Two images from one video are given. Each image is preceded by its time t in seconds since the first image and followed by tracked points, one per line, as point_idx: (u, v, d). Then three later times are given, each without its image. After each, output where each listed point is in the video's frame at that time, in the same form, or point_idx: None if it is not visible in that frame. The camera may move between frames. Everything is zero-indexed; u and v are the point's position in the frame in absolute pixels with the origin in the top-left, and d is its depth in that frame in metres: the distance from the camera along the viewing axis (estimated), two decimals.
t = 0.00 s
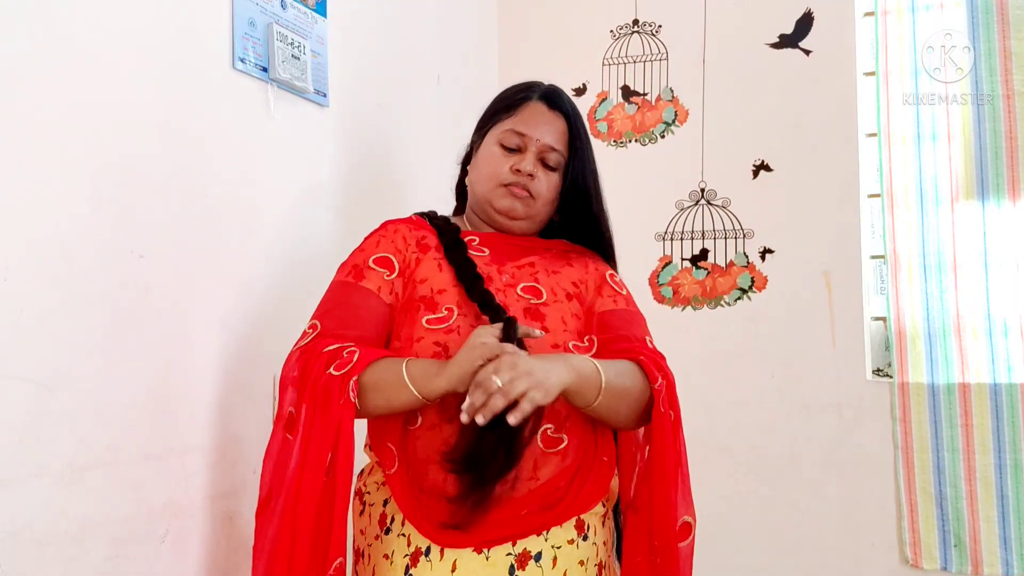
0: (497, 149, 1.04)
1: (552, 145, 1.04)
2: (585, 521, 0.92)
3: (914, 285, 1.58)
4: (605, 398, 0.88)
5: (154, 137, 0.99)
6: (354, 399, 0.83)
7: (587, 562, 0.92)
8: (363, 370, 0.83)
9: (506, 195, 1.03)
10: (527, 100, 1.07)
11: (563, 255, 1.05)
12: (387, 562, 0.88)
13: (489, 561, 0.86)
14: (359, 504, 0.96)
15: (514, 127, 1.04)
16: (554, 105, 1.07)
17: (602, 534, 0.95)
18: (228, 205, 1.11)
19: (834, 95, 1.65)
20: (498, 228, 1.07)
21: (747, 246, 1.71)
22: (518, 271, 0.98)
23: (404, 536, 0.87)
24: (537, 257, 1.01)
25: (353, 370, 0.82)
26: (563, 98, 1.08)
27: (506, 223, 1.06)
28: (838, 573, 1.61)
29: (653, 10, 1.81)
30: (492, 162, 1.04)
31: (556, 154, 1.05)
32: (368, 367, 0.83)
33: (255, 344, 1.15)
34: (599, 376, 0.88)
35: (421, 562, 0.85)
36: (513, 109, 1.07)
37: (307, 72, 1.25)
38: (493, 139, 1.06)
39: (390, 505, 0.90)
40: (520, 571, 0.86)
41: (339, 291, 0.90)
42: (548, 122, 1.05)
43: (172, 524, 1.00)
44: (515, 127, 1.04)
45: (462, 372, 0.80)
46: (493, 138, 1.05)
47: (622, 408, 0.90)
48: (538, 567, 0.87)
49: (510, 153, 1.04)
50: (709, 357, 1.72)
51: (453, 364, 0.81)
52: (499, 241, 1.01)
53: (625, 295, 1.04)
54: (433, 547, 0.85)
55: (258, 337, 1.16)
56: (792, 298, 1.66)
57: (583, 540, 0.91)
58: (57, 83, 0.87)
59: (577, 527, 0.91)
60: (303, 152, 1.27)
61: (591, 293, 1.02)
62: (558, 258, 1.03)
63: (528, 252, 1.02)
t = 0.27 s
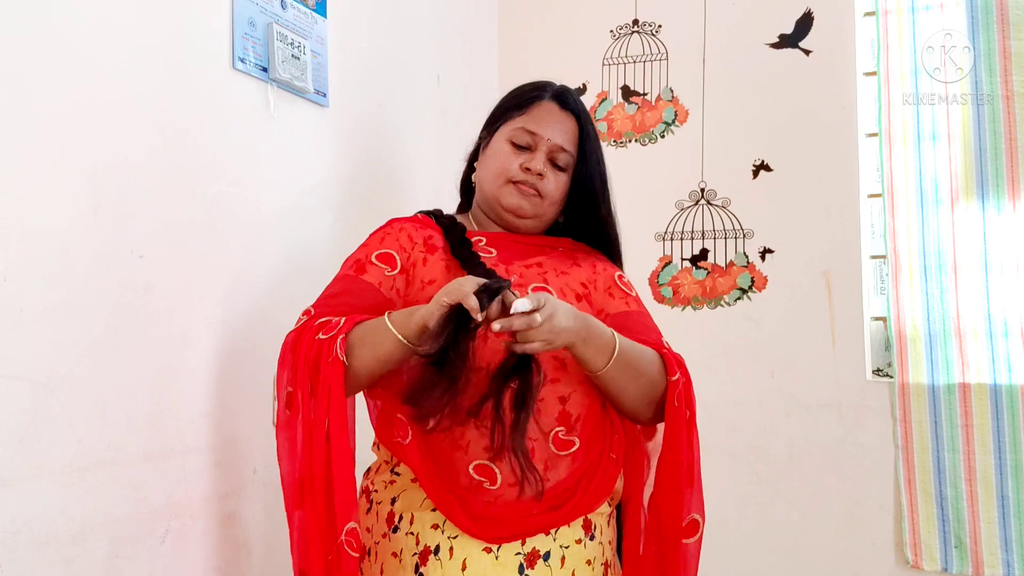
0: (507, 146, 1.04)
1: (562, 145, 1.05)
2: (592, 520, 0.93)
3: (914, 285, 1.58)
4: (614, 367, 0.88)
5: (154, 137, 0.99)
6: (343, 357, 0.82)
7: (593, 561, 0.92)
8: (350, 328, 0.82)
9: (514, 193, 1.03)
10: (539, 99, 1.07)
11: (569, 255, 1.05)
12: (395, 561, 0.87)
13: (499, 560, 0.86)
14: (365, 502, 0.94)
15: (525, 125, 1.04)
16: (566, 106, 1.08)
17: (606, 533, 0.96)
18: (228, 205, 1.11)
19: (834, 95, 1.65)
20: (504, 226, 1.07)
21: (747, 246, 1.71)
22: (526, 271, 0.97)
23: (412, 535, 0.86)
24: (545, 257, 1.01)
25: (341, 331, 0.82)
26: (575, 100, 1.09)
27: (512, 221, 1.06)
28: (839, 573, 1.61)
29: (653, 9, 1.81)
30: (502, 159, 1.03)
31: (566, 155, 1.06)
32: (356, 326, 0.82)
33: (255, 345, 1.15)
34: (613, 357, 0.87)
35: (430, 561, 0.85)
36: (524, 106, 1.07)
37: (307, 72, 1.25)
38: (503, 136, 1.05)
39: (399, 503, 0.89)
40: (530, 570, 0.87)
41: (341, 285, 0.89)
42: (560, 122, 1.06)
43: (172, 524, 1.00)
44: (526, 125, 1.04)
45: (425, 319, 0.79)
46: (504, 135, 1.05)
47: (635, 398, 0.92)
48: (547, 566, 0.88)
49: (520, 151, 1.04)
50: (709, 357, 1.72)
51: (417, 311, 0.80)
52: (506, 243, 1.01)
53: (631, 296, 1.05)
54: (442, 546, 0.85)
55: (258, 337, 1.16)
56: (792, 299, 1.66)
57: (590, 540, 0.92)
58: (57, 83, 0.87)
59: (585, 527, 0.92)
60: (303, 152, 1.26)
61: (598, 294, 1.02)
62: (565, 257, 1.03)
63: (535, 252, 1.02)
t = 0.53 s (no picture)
0: (501, 146, 1.05)
1: (556, 142, 1.05)
2: (596, 519, 0.94)
3: (914, 285, 1.58)
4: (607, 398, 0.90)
5: (154, 137, 0.99)
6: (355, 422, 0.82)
7: (597, 558, 0.94)
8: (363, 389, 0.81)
9: (510, 190, 1.03)
10: (531, 99, 1.08)
11: (567, 256, 1.05)
12: (400, 560, 0.87)
13: (505, 558, 0.87)
14: (367, 503, 0.94)
15: (518, 125, 1.05)
16: (558, 106, 1.08)
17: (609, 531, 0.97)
18: (228, 205, 1.11)
19: (834, 95, 1.65)
20: (502, 225, 1.07)
21: (747, 246, 1.71)
22: (524, 271, 0.98)
23: (417, 535, 0.87)
24: (544, 258, 1.01)
25: (353, 392, 0.81)
26: (567, 99, 1.10)
27: (510, 219, 1.06)
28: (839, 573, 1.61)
29: (653, 10, 1.81)
30: (497, 157, 1.04)
31: (560, 152, 1.06)
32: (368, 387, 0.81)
33: (255, 344, 1.15)
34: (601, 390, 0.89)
35: (436, 560, 0.85)
36: (516, 107, 1.08)
37: (307, 72, 1.25)
38: (497, 137, 1.06)
39: (403, 503, 0.89)
40: (535, 568, 0.88)
41: (347, 296, 0.89)
42: (554, 121, 1.07)
43: (172, 524, 1.00)
44: (520, 124, 1.05)
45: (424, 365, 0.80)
46: (498, 135, 1.06)
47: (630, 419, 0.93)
48: (552, 564, 0.89)
49: (515, 149, 1.05)
50: (709, 357, 1.72)
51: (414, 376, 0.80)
52: (504, 242, 1.01)
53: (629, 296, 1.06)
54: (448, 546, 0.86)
55: (257, 337, 1.16)
56: (792, 299, 1.66)
57: (594, 537, 0.93)
58: (57, 83, 0.87)
59: (589, 524, 0.93)
60: (303, 152, 1.27)
61: (597, 295, 1.03)
62: (562, 258, 1.04)
63: (533, 253, 1.02)
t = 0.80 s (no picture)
0: (498, 151, 1.04)
1: (553, 148, 1.04)
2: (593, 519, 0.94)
3: (913, 285, 1.58)
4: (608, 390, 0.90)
5: (154, 137, 0.99)
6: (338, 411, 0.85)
7: (593, 559, 0.94)
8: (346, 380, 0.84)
9: (507, 198, 1.02)
10: (529, 103, 1.07)
11: (563, 257, 1.05)
12: (397, 561, 0.87)
13: (501, 558, 0.87)
14: (364, 503, 0.94)
15: (515, 130, 1.04)
16: (555, 110, 1.07)
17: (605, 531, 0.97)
18: (228, 205, 1.11)
19: (834, 95, 1.65)
20: (498, 230, 1.07)
21: (747, 246, 1.71)
22: (519, 272, 0.97)
23: (413, 536, 0.87)
24: (539, 259, 1.01)
25: (336, 381, 0.84)
26: (565, 103, 1.09)
27: (506, 225, 1.05)
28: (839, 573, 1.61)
29: (652, 9, 1.81)
30: (493, 164, 1.03)
31: (557, 157, 1.05)
32: (351, 375, 0.85)
33: (255, 345, 1.15)
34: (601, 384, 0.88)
35: (432, 560, 0.86)
36: (513, 112, 1.07)
37: (307, 72, 1.25)
38: (493, 141, 1.05)
39: (398, 504, 0.89)
40: (533, 568, 0.88)
41: (330, 301, 0.91)
42: (550, 126, 1.05)
43: (172, 524, 1.00)
44: (517, 130, 1.04)
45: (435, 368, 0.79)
46: (494, 140, 1.05)
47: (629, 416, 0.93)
48: (549, 565, 0.89)
49: (511, 155, 1.04)
50: (709, 357, 1.72)
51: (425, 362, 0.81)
52: (497, 244, 1.01)
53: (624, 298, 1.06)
54: (444, 546, 0.86)
55: (257, 337, 1.16)
56: (792, 298, 1.66)
57: (591, 538, 0.94)
58: (58, 83, 0.87)
59: (586, 524, 0.93)
60: (303, 152, 1.26)
61: (593, 296, 1.03)
62: (557, 259, 1.04)
63: (528, 254, 1.02)
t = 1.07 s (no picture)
0: (521, 150, 1.04)
1: (576, 148, 1.05)
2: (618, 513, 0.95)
3: (914, 285, 1.58)
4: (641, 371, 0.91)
5: (154, 137, 0.99)
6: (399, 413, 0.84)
7: (619, 551, 0.95)
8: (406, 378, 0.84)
9: (531, 196, 1.02)
10: (551, 103, 1.07)
11: (584, 254, 1.06)
12: (424, 556, 0.88)
13: (530, 552, 0.87)
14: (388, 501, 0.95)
15: (539, 129, 1.04)
16: (577, 110, 1.08)
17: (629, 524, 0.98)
18: (228, 205, 1.11)
19: (834, 95, 1.65)
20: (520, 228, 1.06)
21: (747, 246, 1.71)
22: (542, 268, 0.98)
23: (440, 530, 0.88)
24: (560, 254, 1.02)
25: (397, 383, 0.83)
26: (587, 104, 1.09)
27: (528, 222, 1.05)
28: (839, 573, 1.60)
29: (652, 9, 1.81)
30: (517, 162, 1.03)
31: (580, 157, 1.06)
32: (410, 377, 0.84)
33: (256, 344, 1.15)
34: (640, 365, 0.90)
35: (460, 554, 0.86)
36: (535, 111, 1.07)
37: (307, 72, 1.25)
38: (517, 139, 1.05)
39: (425, 499, 0.90)
40: (561, 561, 0.88)
41: (365, 291, 0.89)
42: (572, 125, 1.06)
43: (172, 524, 1.00)
44: (540, 129, 1.04)
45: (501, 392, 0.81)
46: (518, 139, 1.05)
47: (653, 410, 0.93)
48: (577, 557, 0.89)
49: (535, 154, 1.04)
50: (709, 357, 1.72)
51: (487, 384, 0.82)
52: (520, 238, 1.01)
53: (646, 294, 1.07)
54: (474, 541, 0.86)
55: (258, 337, 1.16)
56: (791, 299, 1.66)
57: (616, 531, 0.95)
58: (57, 83, 0.87)
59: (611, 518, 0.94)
60: (303, 152, 1.26)
61: (614, 291, 1.03)
62: (579, 255, 1.04)
63: (550, 250, 1.02)
